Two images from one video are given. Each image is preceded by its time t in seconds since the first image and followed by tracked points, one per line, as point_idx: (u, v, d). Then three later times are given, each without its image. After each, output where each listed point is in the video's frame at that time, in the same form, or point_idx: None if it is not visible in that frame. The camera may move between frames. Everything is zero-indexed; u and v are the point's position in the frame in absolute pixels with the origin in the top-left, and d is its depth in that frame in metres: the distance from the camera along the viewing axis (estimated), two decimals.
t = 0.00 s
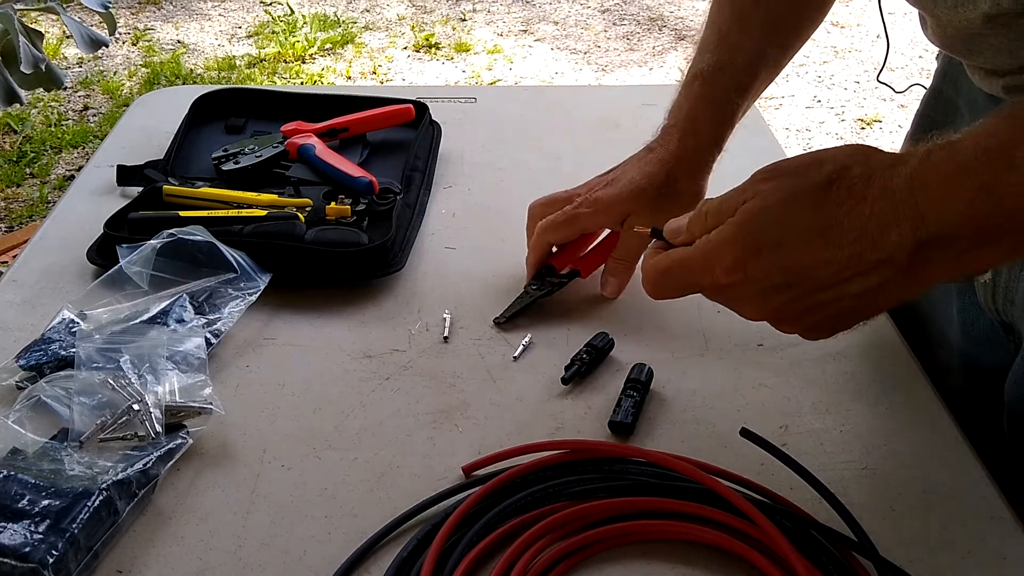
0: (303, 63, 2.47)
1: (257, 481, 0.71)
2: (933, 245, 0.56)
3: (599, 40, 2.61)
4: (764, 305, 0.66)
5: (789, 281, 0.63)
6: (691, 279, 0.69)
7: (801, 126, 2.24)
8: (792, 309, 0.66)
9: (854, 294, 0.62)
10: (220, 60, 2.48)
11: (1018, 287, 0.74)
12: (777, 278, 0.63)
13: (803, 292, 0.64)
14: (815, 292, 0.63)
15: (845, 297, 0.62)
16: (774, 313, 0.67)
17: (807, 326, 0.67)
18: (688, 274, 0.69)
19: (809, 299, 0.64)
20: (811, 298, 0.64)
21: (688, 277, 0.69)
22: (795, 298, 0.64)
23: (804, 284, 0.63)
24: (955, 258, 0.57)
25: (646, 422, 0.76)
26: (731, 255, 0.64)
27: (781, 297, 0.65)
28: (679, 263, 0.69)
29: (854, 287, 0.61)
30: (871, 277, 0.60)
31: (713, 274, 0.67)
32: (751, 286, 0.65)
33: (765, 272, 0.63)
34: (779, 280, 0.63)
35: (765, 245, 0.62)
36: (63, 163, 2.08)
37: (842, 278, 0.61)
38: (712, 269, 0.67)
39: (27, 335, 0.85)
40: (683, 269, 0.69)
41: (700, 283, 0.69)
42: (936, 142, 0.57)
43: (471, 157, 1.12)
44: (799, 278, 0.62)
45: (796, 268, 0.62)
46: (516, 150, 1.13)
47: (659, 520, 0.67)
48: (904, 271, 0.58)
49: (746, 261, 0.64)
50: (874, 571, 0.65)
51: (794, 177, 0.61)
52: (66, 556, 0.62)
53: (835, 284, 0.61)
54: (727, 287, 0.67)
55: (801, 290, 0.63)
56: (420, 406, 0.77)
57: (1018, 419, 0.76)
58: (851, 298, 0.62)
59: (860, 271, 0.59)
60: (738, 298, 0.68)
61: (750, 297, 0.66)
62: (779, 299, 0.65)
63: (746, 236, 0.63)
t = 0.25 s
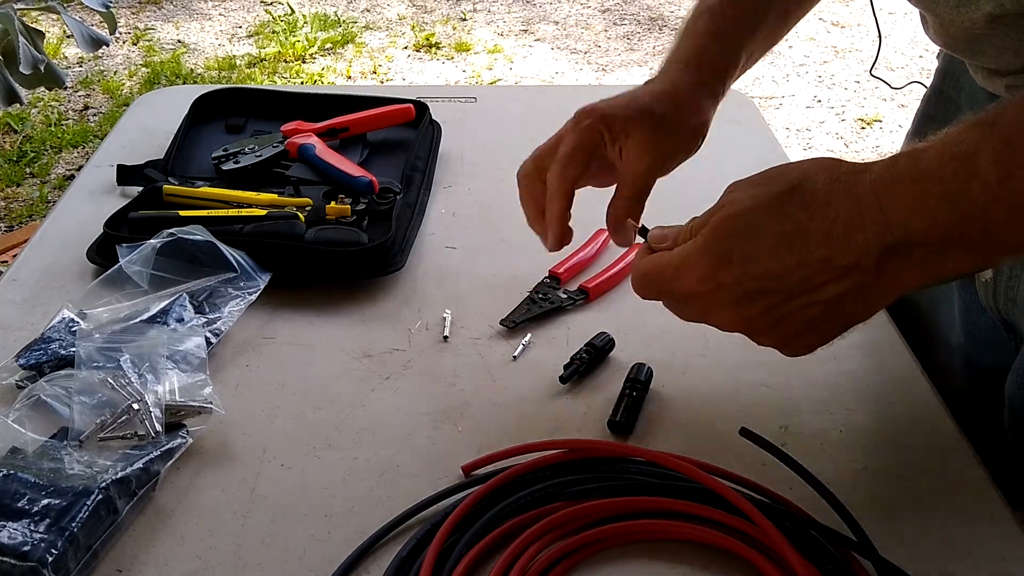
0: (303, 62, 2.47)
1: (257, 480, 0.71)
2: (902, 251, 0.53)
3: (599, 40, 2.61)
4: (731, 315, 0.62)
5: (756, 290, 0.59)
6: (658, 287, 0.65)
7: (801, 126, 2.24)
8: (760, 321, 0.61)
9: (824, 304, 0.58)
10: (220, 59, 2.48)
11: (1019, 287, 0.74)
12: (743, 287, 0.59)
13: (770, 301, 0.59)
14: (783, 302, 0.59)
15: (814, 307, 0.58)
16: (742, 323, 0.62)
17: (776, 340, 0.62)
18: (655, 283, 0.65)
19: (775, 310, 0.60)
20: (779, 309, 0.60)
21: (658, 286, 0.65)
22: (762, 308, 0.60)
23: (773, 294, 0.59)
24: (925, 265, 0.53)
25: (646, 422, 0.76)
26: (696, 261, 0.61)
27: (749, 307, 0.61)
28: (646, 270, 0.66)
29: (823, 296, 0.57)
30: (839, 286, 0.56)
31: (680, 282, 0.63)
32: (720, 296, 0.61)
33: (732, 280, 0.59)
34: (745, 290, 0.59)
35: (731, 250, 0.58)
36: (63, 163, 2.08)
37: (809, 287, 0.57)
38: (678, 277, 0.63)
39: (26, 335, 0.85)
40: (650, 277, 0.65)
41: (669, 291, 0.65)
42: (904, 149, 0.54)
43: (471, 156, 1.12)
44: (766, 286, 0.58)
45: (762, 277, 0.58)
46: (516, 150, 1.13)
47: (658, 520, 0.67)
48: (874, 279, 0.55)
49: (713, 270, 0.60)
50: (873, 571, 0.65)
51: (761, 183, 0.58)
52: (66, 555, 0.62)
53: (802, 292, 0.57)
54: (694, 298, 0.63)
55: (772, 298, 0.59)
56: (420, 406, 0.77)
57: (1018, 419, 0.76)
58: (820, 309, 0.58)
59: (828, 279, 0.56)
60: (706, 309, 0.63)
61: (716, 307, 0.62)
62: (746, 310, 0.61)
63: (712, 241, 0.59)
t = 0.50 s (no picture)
0: (303, 62, 2.47)
1: (257, 480, 0.71)
2: (896, 258, 0.53)
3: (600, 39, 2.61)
4: (725, 315, 0.62)
5: (751, 292, 0.59)
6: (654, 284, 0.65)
7: (801, 126, 2.24)
8: (755, 320, 0.61)
9: (818, 306, 0.58)
10: (221, 58, 2.48)
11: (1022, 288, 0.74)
12: (738, 288, 0.59)
13: (764, 303, 0.60)
14: (777, 304, 0.59)
15: (807, 307, 0.58)
16: (736, 322, 0.62)
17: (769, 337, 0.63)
18: (651, 280, 0.65)
19: (769, 310, 0.60)
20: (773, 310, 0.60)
21: (655, 283, 0.65)
22: (756, 309, 0.60)
23: (768, 296, 0.59)
24: (921, 271, 0.53)
25: (646, 422, 0.76)
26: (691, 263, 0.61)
27: (744, 308, 0.61)
28: (643, 268, 0.66)
29: (816, 297, 0.57)
30: (832, 288, 0.56)
31: (676, 282, 0.63)
32: (713, 297, 0.61)
33: (727, 282, 0.59)
34: (740, 291, 0.59)
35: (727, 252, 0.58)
36: (63, 162, 2.08)
37: (803, 290, 0.57)
38: (674, 277, 0.63)
39: (27, 334, 0.85)
40: (646, 275, 0.65)
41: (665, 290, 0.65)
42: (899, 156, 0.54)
43: (471, 156, 1.12)
44: (761, 289, 0.58)
45: (757, 279, 0.58)
46: (516, 150, 1.13)
47: (658, 520, 0.67)
48: (867, 282, 0.55)
49: (707, 272, 0.60)
50: (874, 572, 0.65)
51: (755, 188, 0.58)
52: (66, 555, 0.62)
53: (795, 295, 0.58)
54: (689, 298, 0.63)
55: (765, 300, 0.59)
56: (420, 406, 0.77)
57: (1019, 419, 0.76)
58: (813, 309, 0.58)
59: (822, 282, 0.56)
60: (700, 308, 0.63)
61: (711, 307, 0.62)
62: (740, 310, 0.61)
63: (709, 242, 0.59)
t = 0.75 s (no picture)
0: (303, 61, 2.47)
1: (257, 479, 0.71)
2: (894, 273, 0.53)
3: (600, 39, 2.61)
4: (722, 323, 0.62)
5: (750, 303, 0.59)
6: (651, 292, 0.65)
7: (801, 126, 2.24)
8: (752, 330, 0.62)
9: (816, 315, 0.58)
10: (221, 58, 2.48)
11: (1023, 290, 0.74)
12: (737, 299, 0.59)
13: (763, 313, 0.60)
14: (775, 314, 0.59)
15: (805, 317, 0.59)
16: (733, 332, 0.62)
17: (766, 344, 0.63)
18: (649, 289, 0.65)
19: (767, 319, 0.60)
20: (772, 319, 0.60)
21: (653, 291, 0.65)
22: (754, 318, 0.60)
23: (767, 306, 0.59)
24: (919, 285, 0.53)
25: (646, 421, 0.76)
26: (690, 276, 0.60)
27: (742, 318, 0.61)
28: (639, 277, 0.65)
29: (814, 308, 0.57)
30: (830, 300, 0.56)
31: (674, 293, 0.63)
32: (711, 308, 0.61)
33: (726, 293, 0.59)
34: (739, 302, 0.59)
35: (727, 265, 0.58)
36: (63, 161, 2.07)
37: (801, 301, 0.57)
38: (671, 288, 0.63)
39: (26, 333, 0.85)
40: (642, 283, 0.65)
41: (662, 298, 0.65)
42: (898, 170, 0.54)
43: (471, 156, 1.12)
44: (760, 300, 0.58)
45: (757, 291, 0.58)
46: (516, 149, 1.13)
47: (658, 520, 0.67)
48: (865, 294, 0.55)
49: (706, 284, 0.60)
50: (874, 571, 0.65)
51: (755, 200, 0.58)
52: (66, 554, 0.62)
53: (794, 305, 0.58)
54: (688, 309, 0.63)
55: (763, 310, 0.59)
56: (420, 405, 0.77)
57: (1020, 420, 0.76)
58: (812, 319, 0.59)
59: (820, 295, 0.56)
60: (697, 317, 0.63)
61: (709, 316, 0.62)
62: (739, 320, 0.61)
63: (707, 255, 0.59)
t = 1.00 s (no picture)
0: (303, 61, 2.47)
1: (257, 479, 0.71)
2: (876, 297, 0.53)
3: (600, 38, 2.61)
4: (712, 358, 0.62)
5: (739, 336, 0.59)
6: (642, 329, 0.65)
7: (801, 126, 2.24)
8: (741, 364, 0.61)
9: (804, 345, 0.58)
10: (220, 58, 2.47)
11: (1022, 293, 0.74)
12: (725, 333, 0.59)
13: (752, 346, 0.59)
14: (765, 346, 0.59)
15: (794, 348, 0.58)
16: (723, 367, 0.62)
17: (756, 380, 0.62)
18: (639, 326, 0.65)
19: (756, 353, 0.60)
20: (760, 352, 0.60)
21: (644, 328, 0.65)
22: (743, 353, 0.60)
23: (756, 339, 0.59)
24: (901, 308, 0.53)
25: (646, 421, 0.76)
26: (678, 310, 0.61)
27: (731, 351, 0.60)
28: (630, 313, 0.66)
29: (801, 338, 0.57)
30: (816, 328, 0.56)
31: (662, 325, 0.63)
32: (701, 342, 0.61)
33: (714, 326, 0.59)
34: (727, 336, 0.59)
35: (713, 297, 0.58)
36: (63, 161, 2.07)
37: (788, 329, 0.57)
38: (661, 323, 0.63)
39: (26, 334, 0.85)
40: (634, 318, 0.65)
41: (652, 334, 0.65)
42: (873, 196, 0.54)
43: (471, 156, 1.12)
44: (750, 332, 0.58)
45: (745, 323, 0.58)
46: (516, 149, 1.13)
47: (658, 520, 0.67)
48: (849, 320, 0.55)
49: (694, 318, 0.60)
50: (874, 570, 0.65)
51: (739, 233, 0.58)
52: (66, 554, 0.62)
53: (781, 335, 0.58)
54: (678, 344, 0.63)
55: (753, 342, 0.59)
56: (420, 404, 0.77)
57: (1020, 420, 0.76)
58: (801, 349, 0.58)
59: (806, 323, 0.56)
60: (686, 352, 0.63)
61: (698, 350, 0.62)
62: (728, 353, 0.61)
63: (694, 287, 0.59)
